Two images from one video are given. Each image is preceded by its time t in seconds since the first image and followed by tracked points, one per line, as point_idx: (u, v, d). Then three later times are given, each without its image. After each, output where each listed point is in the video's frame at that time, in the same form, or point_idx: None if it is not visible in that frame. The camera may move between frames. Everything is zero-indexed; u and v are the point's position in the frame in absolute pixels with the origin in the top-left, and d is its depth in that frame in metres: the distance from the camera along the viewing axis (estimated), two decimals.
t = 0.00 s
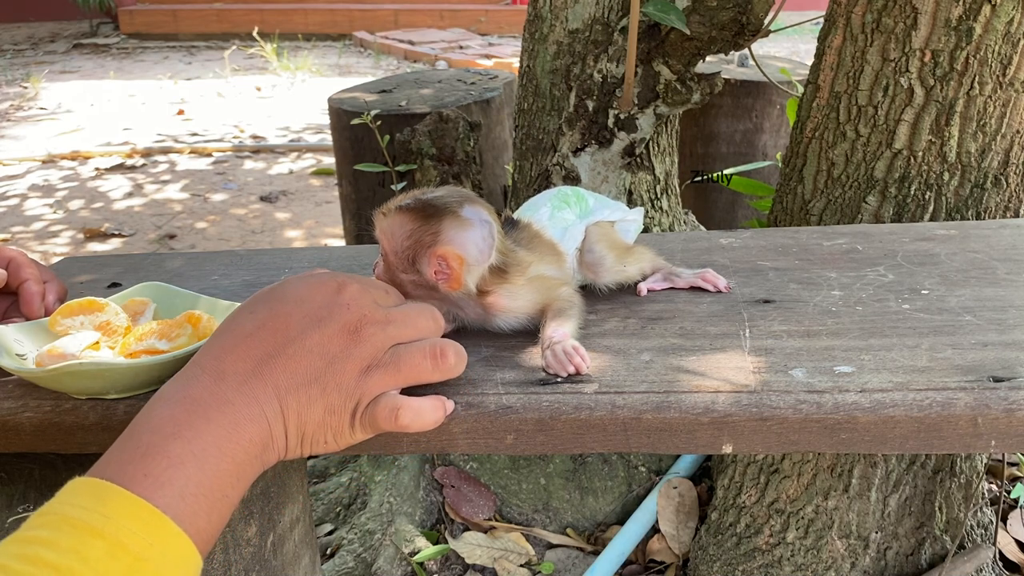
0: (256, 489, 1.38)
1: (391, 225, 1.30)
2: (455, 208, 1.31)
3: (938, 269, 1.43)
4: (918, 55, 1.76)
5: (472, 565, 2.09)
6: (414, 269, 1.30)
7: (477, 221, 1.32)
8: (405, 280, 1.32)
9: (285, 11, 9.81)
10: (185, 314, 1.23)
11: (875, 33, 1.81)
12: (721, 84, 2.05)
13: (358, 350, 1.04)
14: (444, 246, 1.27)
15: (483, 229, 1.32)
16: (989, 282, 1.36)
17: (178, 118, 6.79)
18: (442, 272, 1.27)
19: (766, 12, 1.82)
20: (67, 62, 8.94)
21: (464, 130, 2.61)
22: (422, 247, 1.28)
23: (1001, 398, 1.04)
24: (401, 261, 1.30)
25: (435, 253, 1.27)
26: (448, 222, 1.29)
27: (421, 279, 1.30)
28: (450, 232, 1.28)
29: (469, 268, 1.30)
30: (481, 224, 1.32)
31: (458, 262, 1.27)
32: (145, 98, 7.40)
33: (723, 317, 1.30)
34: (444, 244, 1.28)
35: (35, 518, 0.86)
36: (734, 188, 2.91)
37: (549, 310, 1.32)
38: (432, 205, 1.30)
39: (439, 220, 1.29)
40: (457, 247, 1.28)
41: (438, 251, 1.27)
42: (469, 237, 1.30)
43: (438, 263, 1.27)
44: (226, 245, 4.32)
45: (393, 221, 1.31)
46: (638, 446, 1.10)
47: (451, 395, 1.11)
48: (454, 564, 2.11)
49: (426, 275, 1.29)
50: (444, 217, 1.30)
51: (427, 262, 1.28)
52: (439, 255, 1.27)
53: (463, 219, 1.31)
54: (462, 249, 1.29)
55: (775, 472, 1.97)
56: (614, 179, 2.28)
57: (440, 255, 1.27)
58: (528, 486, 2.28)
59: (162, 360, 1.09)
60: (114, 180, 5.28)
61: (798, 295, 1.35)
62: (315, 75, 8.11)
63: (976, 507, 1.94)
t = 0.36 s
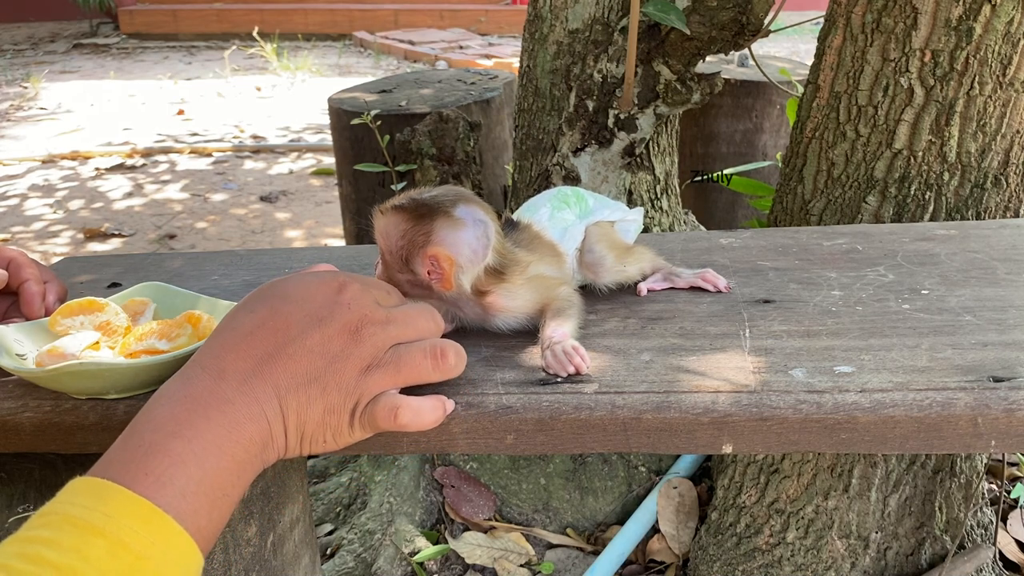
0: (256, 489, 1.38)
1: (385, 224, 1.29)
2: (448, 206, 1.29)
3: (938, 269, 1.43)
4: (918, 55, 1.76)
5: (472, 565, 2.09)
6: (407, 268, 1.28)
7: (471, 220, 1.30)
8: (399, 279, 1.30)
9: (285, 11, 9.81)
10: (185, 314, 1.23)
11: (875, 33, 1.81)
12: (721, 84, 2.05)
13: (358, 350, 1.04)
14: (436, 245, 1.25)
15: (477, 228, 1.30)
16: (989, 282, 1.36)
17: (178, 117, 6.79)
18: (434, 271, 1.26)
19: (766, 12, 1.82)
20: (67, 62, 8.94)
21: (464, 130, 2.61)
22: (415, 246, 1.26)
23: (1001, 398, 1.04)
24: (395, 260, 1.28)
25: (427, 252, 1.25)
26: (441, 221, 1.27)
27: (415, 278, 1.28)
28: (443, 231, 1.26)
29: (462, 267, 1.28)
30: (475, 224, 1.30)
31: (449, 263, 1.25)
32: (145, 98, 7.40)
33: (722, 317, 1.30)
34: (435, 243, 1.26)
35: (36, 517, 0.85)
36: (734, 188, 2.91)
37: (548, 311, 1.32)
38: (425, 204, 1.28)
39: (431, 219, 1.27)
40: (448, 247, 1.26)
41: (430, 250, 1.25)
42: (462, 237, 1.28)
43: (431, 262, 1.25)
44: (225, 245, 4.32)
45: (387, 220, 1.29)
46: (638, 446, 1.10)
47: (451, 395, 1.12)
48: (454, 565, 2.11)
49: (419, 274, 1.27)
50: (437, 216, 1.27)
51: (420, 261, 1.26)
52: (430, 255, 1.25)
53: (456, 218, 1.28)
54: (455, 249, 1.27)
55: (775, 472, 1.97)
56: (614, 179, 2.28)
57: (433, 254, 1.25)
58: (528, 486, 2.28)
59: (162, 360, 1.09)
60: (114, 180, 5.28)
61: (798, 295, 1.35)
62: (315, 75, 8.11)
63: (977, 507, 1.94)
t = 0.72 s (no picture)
0: (256, 489, 1.38)
1: (382, 227, 1.28)
2: (443, 207, 1.28)
3: (938, 268, 1.43)
4: (918, 55, 1.76)
5: (472, 565, 2.09)
6: (406, 271, 1.28)
7: (466, 221, 1.28)
8: (400, 281, 1.30)
9: (285, 11, 9.81)
10: (185, 314, 1.23)
11: (875, 33, 1.81)
12: (721, 84, 2.05)
13: (352, 342, 1.04)
14: (430, 248, 1.24)
15: (474, 228, 1.28)
16: (989, 282, 1.36)
17: (178, 117, 6.79)
18: (431, 274, 1.25)
19: (766, 12, 1.82)
20: (67, 62, 8.94)
21: (464, 130, 2.61)
22: (411, 249, 1.26)
23: (1000, 398, 1.04)
24: (393, 263, 1.28)
25: (422, 257, 1.25)
26: (435, 224, 1.25)
27: (414, 281, 1.29)
28: (438, 235, 1.25)
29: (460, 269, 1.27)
30: (471, 224, 1.28)
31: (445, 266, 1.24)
32: (145, 98, 7.40)
33: (723, 317, 1.30)
34: (430, 247, 1.25)
35: (34, 511, 0.86)
36: (734, 188, 2.91)
37: (549, 309, 1.32)
38: (420, 206, 1.27)
39: (426, 222, 1.26)
40: (444, 250, 1.25)
41: (425, 255, 1.24)
42: (457, 239, 1.26)
43: (427, 266, 1.25)
44: (225, 245, 4.31)
45: (383, 223, 1.28)
46: (638, 446, 1.10)
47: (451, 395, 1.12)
48: (454, 564, 2.11)
49: (417, 277, 1.27)
50: (431, 218, 1.26)
51: (416, 265, 1.26)
52: (426, 259, 1.24)
53: (451, 219, 1.27)
54: (450, 251, 1.25)
55: (775, 472, 1.97)
56: (614, 179, 2.28)
57: (429, 259, 1.24)
58: (528, 486, 2.28)
59: (161, 360, 1.09)
60: (114, 180, 5.28)
61: (798, 295, 1.35)
62: (315, 75, 8.11)
63: (976, 507, 1.94)
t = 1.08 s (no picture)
0: (256, 489, 1.38)
1: (377, 233, 1.27)
2: (437, 209, 1.27)
3: (938, 269, 1.43)
4: (918, 55, 1.76)
5: (472, 565, 2.09)
6: (401, 276, 1.27)
7: (459, 223, 1.28)
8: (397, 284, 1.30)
9: (285, 11, 9.81)
10: (185, 314, 1.23)
11: (875, 33, 1.81)
12: (721, 84, 2.05)
13: (352, 346, 1.04)
14: (425, 252, 1.24)
15: (467, 229, 1.29)
16: (989, 282, 1.36)
17: (178, 117, 6.79)
18: (426, 277, 1.25)
19: (766, 12, 1.82)
20: (67, 62, 8.94)
21: (464, 130, 2.61)
22: (406, 253, 1.25)
23: (1000, 398, 1.04)
24: (389, 268, 1.27)
25: (417, 260, 1.24)
26: (430, 227, 1.25)
27: (410, 285, 1.28)
28: (434, 238, 1.25)
29: (453, 271, 1.27)
30: (464, 225, 1.29)
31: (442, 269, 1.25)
32: (145, 98, 7.40)
33: (723, 317, 1.30)
34: (424, 250, 1.24)
35: (34, 513, 0.85)
36: (734, 188, 2.91)
37: (548, 309, 1.32)
38: (415, 210, 1.27)
39: (420, 226, 1.25)
40: (438, 252, 1.24)
41: (420, 258, 1.24)
42: (452, 241, 1.26)
43: (422, 269, 1.25)
44: (225, 245, 4.31)
45: (378, 228, 1.28)
46: (638, 446, 1.10)
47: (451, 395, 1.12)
48: (454, 564, 2.11)
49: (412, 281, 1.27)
50: (425, 221, 1.25)
51: (412, 268, 1.25)
52: (420, 262, 1.24)
53: (445, 222, 1.26)
54: (445, 253, 1.25)
55: (775, 472, 1.97)
56: (614, 179, 2.28)
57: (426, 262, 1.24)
58: (528, 486, 2.28)
59: (161, 360, 1.10)
60: (115, 180, 5.28)
61: (798, 295, 1.35)
62: (315, 75, 8.11)
63: (976, 507, 1.94)
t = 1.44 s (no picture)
0: (255, 489, 1.38)
1: (374, 235, 1.28)
2: (431, 210, 1.27)
3: (938, 268, 1.43)
4: (918, 55, 1.76)
5: (472, 565, 2.10)
6: (398, 277, 1.27)
7: (453, 222, 1.28)
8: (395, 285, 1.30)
9: (285, 11, 9.81)
10: (185, 314, 1.23)
11: (875, 33, 1.81)
12: (721, 84, 2.05)
13: (351, 348, 1.04)
14: (420, 252, 1.24)
15: (462, 228, 1.29)
16: (989, 282, 1.36)
17: (178, 118, 6.79)
18: (423, 276, 1.25)
19: (766, 12, 1.82)
20: (67, 62, 8.94)
21: (464, 130, 2.61)
22: (401, 254, 1.25)
23: (1000, 398, 1.04)
24: (386, 269, 1.28)
25: (412, 261, 1.24)
26: (423, 228, 1.25)
27: (407, 286, 1.28)
28: (426, 238, 1.24)
29: (450, 270, 1.27)
30: (459, 225, 1.29)
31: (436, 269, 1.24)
32: (145, 98, 7.40)
33: (722, 317, 1.30)
34: (419, 250, 1.24)
35: (33, 516, 0.86)
36: (734, 188, 2.91)
37: (547, 309, 1.32)
38: (409, 211, 1.27)
39: (415, 226, 1.25)
40: (433, 252, 1.24)
41: (415, 258, 1.24)
42: (446, 241, 1.26)
43: (418, 269, 1.25)
44: (225, 245, 4.31)
45: (374, 230, 1.28)
46: (639, 446, 1.10)
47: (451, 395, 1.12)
48: (454, 564, 2.11)
49: (409, 281, 1.27)
50: (419, 222, 1.25)
51: (408, 269, 1.26)
52: (416, 263, 1.24)
53: (439, 222, 1.26)
54: (440, 254, 1.25)
55: (774, 472, 1.97)
56: (614, 179, 2.28)
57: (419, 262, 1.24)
58: (528, 486, 2.28)
59: (161, 360, 1.10)
60: (115, 180, 5.28)
61: (798, 295, 1.35)
62: (316, 75, 8.11)
63: (977, 507, 1.94)
